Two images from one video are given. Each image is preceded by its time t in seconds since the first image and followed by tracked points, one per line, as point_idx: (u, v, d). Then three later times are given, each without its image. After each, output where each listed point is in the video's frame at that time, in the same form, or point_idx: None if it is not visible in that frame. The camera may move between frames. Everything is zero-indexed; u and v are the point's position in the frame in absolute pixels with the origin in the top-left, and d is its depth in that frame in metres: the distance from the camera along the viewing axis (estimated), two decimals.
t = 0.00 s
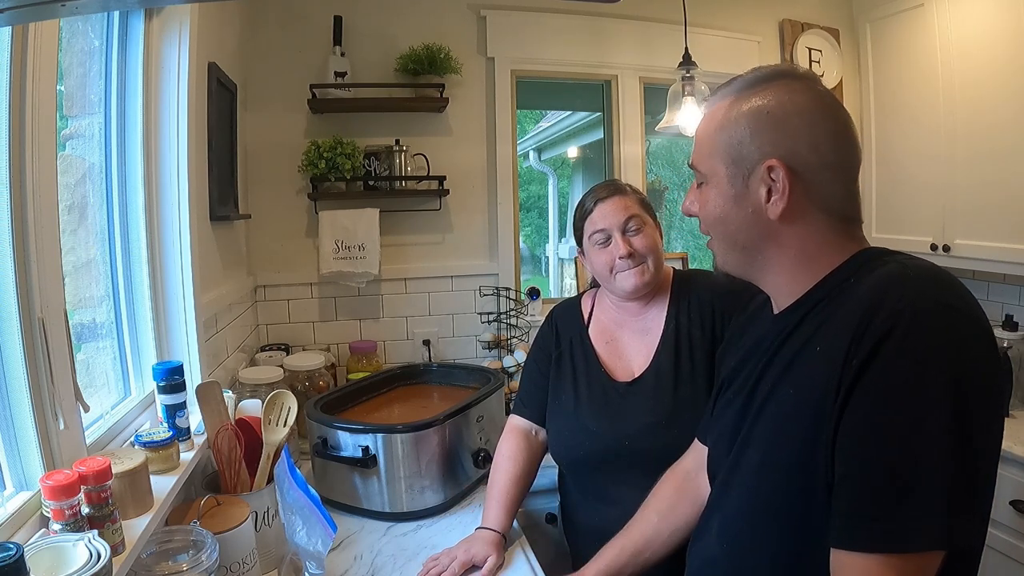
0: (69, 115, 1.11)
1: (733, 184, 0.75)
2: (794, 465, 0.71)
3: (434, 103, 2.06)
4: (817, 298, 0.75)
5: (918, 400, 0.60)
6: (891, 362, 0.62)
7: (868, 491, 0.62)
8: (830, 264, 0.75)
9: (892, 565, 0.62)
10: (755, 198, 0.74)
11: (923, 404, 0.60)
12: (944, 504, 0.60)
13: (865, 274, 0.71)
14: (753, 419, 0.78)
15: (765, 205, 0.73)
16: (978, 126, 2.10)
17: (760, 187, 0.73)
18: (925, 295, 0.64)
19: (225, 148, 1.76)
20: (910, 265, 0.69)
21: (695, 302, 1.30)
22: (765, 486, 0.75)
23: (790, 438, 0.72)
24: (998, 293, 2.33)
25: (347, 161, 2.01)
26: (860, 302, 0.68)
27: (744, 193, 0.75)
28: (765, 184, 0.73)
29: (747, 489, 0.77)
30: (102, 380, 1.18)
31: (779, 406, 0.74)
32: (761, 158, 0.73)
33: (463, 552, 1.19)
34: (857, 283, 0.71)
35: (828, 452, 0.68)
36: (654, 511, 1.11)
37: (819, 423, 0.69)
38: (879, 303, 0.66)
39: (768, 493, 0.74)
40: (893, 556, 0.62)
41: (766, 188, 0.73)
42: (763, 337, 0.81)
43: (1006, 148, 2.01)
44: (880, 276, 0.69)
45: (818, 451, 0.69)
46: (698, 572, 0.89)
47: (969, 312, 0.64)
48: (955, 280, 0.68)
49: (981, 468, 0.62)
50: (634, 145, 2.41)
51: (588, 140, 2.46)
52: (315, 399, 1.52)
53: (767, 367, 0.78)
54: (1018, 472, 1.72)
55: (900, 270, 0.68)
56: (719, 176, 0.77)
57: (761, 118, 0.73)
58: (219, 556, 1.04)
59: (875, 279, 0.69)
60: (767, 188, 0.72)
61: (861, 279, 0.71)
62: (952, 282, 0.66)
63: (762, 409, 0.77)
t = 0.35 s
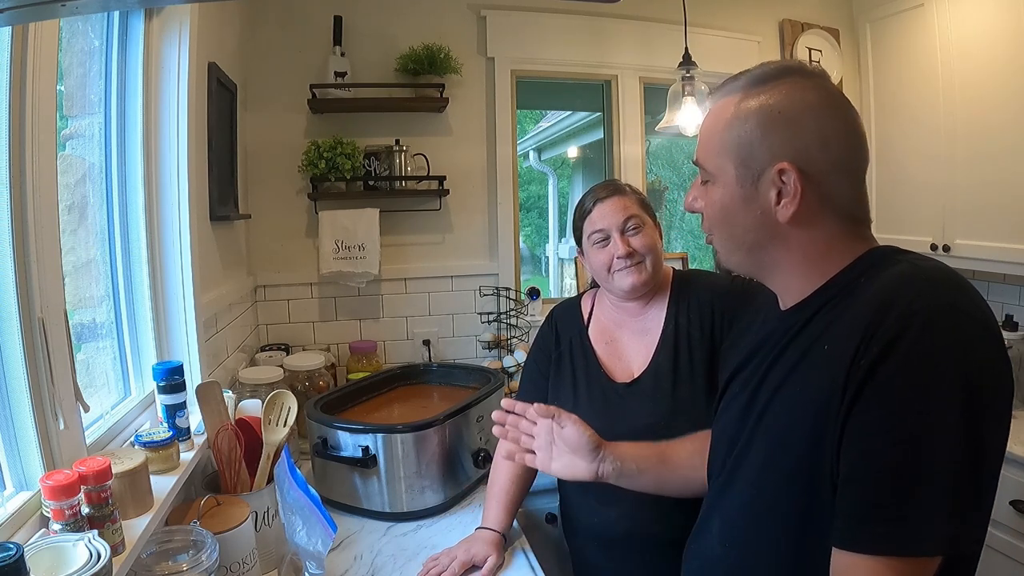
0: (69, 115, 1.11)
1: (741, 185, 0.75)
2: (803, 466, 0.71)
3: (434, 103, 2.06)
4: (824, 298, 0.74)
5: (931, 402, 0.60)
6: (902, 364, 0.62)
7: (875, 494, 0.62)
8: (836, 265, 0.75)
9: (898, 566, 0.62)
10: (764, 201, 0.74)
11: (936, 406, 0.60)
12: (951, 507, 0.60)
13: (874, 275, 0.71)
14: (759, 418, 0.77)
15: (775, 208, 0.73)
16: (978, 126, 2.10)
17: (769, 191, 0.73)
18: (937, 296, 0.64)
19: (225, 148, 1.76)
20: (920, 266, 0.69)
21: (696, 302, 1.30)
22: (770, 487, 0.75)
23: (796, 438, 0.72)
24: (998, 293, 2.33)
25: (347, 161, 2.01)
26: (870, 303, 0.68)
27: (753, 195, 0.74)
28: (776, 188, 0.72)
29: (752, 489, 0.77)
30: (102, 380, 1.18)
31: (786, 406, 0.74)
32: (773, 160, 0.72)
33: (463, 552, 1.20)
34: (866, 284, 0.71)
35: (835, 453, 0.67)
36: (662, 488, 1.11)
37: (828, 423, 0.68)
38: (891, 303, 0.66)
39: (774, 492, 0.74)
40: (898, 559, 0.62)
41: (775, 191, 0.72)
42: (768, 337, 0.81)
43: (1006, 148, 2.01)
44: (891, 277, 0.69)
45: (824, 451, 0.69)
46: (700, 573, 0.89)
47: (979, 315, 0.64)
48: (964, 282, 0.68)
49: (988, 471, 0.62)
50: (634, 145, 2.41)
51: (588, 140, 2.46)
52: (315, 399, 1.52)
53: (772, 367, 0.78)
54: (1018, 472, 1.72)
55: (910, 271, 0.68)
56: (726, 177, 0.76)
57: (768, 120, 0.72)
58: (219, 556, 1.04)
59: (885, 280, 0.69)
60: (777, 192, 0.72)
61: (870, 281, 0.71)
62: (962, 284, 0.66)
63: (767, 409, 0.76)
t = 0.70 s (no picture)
0: (69, 115, 1.11)
1: (749, 175, 0.75)
2: (803, 466, 0.71)
3: (434, 103, 2.06)
4: (823, 298, 0.74)
5: (929, 402, 0.60)
6: (901, 362, 0.62)
7: (875, 494, 0.62)
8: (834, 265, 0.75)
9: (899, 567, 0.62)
10: (771, 191, 0.74)
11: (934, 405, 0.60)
12: (952, 507, 0.60)
13: (873, 275, 0.71)
14: (760, 419, 0.77)
15: (782, 198, 0.73)
16: (978, 126, 2.10)
17: (777, 180, 0.73)
18: (934, 296, 0.64)
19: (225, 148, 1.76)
20: (919, 266, 0.68)
21: (696, 302, 1.30)
22: (772, 487, 0.74)
23: (796, 438, 0.72)
24: (998, 293, 2.33)
25: (347, 161, 2.01)
26: (869, 303, 0.68)
27: (760, 185, 0.74)
28: (784, 177, 0.72)
29: (754, 490, 0.77)
30: (103, 379, 1.18)
31: (786, 405, 0.74)
32: (782, 150, 0.72)
33: (463, 552, 1.19)
34: (865, 284, 0.71)
35: (835, 453, 0.67)
36: (666, 494, 1.14)
37: (827, 423, 0.69)
38: (888, 303, 0.66)
39: (774, 492, 0.74)
40: (899, 560, 0.62)
41: (783, 181, 0.73)
42: (768, 338, 0.81)
43: (1006, 148, 2.01)
44: (890, 277, 0.69)
45: (824, 451, 0.69)
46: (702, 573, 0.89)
47: (978, 314, 0.64)
48: (963, 281, 0.68)
49: (988, 471, 0.62)
50: (634, 145, 2.42)
51: (588, 140, 2.46)
52: (315, 399, 1.52)
53: (773, 367, 0.78)
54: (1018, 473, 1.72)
55: (909, 271, 0.68)
56: (734, 168, 0.76)
57: (780, 112, 0.73)
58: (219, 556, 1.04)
59: (884, 280, 0.69)
60: (785, 181, 0.72)
61: (869, 280, 0.71)
62: (961, 284, 0.66)
63: (768, 409, 0.76)
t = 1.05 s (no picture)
0: (69, 115, 1.11)
1: (724, 188, 0.76)
2: (791, 463, 0.71)
3: (434, 103, 2.06)
4: (812, 295, 0.75)
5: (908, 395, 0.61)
6: (880, 356, 0.63)
7: (858, 487, 0.62)
8: (824, 261, 0.75)
9: (888, 564, 0.62)
10: (744, 202, 0.74)
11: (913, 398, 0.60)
12: (935, 498, 0.60)
13: (858, 270, 0.71)
14: (752, 419, 0.78)
15: (755, 208, 0.73)
16: (978, 126, 2.10)
17: (748, 192, 0.73)
18: (914, 290, 0.64)
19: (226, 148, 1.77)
20: (904, 260, 0.69)
21: (697, 301, 1.29)
22: (762, 483, 0.75)
23: (783, 434, 0.72)
24: (998, 293, 2.33)
25: (347, 161, 2.01)
26: (851, 298, 0.69)
27: (734, 198, 0.75)
28: (754, 189, 0.73)
29: (746, 489, 0.77)
30: (102, 380, 1.18)
31: (773, 402, 0.74)
32: (751, 161, 0.73)
33: (463, 552, 1.19)
34: (850, 279, 0.71)
35: (821, 448, 0.68)
36: (643, 476, 1.09)
37: (813, 420, 0.69)
38: (870, 298, 0.66)
39: (765, 490, 0.74)
40: (887, 553, 0.62)
41: (754, 192, 0.73)
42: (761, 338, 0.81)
43: (1006, 148, 2.01)
44: (873, 271, 0.69)
45: (811, 447, 0.69)
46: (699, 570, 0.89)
47: (960, 306, 0.64)
48: (947, 274, 0.68)
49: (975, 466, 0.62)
50: (634, 145, 2.41)
51: (588, 140, 2.46)
52: (315, 399, 1.52)
53: (764, 365, 0.78)
54: (1019, 473, 1.72)
55: (893, 265, 0.68)
56: (710, 182, 0.77)
57: (749, 123, 0.73)
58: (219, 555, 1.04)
59: (867, 275, 0.69)
60: (756, 192, 0.73)
61: (853, 275, 0.71)
62: (947, 278, 0.66)
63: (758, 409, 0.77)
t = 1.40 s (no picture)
0: (68, 115, 1.11)
1: (739, 172, 0.76)
2: (789, 463, 0.71)
3: (434, 103, 2.06)
4: (811, 294, 0.75)
5: (908, 396, 0.61)
6: (881, 355, 0.63)
7: (858, 487, 0.62)
8: (824, 261, 0.75)
9: (888, 565, 0.62)
10: (758, 186, 0.74)
11: (913, 399, 0.60)
12: (935, 499, 0.60)
13: (858, 270, 0.71)
14: (750, 418, 0.78)
15: (767, 194, 0.73)
16: (978, 126, 2.10)
17: (763, 177, 0.73)
18: (915, 290, 0.64)
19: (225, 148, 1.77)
20: (905, 260, 0.68)
21: (696, 300, 1.29)
22: (760, 483, 0.75)
23: (783, 434, 0.72)
24: (998, 293, 2.33)
25: (347, 160, 2.01)
26: (851, 297, 0.68)
27: (748, 182, 0.75)
28: (769, 174, 0.72)
29: (744, 489, 0.77)
30: (102, 379, 1.18)
31: (772, 401, 0.74)
32: (768, 147, 0.73)
33: (463, 552, 1.19)
34: (850, 279, 0.71)
35: (821, 448, 0.67)
36: (632, 477, 1.08)
37: (812, 420, 0.69)
38: (870, 298, 0.66)
39: (763, 490, 0.74)
40: (887, 553, 0.62)
41: (769, 177, 0.73)
42: (761, 338, 0.81)
43: (1006, 148, 2.01)
44: (874, 271, 0.69)
45: (810, 447, 0.69)
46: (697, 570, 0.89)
47: (961, 306, 0.64)
48: (948, 274, 0.67)
49: (974, 466, 0.62)
50: (634, 145, 2.42)
51: (588, 140, 2.46)
52: (315, 399, 1.52)
53: (762, 364, 0.78)
54: (1019, 473, 1.72)
55: (893, 265, 0.68)
56: (726, 166, 0.77)
57: (762, 116, 0.73)
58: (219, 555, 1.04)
59: (867, 274, 0.69)
60: (771, 178, 0.72)
61: (854, 275, 0.71)
62: (947, 279, 0.66)
63: (757, 408, 0.77)
